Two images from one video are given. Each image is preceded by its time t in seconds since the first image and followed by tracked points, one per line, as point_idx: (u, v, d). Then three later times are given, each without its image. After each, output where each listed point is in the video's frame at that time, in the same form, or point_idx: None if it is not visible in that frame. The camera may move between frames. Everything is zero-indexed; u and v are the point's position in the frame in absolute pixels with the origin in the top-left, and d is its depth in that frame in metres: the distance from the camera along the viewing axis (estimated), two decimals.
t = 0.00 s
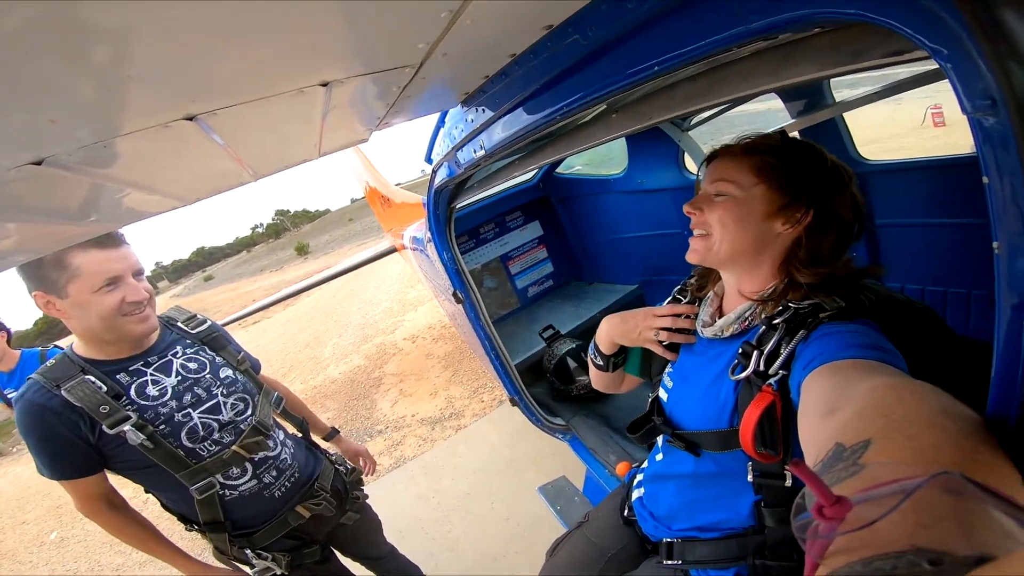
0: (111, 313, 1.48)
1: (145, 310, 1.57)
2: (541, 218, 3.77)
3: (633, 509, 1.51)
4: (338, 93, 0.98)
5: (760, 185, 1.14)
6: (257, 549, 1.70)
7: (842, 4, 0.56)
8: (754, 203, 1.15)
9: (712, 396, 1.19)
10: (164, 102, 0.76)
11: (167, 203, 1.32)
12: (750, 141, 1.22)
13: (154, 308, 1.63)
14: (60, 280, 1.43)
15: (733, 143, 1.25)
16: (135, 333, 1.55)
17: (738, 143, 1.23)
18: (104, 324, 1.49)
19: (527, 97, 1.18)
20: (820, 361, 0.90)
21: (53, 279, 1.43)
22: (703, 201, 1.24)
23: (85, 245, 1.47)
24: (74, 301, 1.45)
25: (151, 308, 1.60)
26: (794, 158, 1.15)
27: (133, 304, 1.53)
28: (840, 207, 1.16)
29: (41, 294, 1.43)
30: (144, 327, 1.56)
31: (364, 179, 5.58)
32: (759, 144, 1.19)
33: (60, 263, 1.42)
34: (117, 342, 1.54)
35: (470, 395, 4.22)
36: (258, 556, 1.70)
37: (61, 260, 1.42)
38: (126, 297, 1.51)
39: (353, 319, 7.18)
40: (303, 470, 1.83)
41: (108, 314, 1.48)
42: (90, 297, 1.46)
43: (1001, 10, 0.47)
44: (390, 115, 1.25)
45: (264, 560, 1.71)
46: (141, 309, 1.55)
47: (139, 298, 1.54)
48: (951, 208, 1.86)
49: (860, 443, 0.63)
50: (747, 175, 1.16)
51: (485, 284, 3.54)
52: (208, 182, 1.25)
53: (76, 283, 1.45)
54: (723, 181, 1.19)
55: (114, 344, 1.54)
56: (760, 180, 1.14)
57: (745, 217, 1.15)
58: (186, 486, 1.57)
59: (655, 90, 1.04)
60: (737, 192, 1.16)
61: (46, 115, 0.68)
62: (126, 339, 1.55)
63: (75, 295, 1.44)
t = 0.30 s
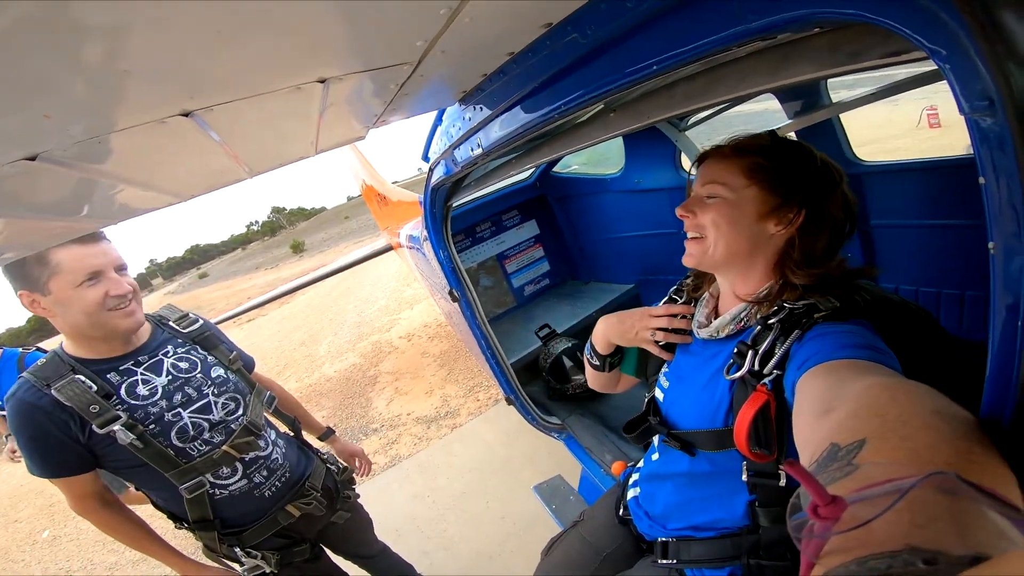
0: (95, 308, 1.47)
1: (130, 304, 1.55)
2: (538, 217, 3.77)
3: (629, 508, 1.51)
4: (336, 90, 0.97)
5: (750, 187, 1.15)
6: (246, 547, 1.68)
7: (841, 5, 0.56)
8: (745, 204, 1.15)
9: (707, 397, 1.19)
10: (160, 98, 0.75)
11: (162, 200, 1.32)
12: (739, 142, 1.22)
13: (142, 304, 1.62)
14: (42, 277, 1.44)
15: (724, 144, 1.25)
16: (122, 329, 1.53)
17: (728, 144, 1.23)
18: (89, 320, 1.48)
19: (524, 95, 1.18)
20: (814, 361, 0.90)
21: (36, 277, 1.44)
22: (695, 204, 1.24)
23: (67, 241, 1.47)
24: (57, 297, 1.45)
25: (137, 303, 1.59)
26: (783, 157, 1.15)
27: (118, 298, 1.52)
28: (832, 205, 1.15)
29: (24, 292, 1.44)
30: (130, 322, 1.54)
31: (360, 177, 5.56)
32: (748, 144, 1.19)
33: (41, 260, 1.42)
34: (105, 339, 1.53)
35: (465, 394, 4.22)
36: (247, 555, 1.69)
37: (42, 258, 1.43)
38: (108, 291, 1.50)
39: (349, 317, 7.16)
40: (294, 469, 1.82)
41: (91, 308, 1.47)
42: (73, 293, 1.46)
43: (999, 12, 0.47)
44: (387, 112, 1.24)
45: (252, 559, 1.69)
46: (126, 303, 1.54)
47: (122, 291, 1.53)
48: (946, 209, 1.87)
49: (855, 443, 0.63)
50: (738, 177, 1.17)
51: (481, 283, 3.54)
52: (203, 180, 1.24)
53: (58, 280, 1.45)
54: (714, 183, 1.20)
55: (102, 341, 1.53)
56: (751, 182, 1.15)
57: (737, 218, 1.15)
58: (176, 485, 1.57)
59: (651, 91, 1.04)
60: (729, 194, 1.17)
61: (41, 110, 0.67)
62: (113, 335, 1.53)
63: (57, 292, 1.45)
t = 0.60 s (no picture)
0: (85, 305, 1.46)
1: (120, 301, 1.54)
2: (535, 214, 3.76)
3: (623, 506, 1.51)
4: (335, 84, 0.96)
5: (744, 187, 1.15)
6: (236, 543, 1.68)
7: (844, 5, 0.56)
8: (739, 205, 1.15)
9: (702, 395, 1.19)
10: (155, 91, 0.74)
11: (157, 193, 1.30)
12: (731, 141, 1.22)
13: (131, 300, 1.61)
14: (31, 273, 1.42)
15: (715, 144, 1.25)
16: (112, 325, 1.53)
17: (720, 143, 1.23)
18: (78, 317, 1.47)
19: (522, 93, 1.18)
20: (809, 360, 0.90)
21: (24, 273, 1.42)
22: (689, 205, 1.23)
23: (55, 237, 1.46)
24: (46, 294, 1.43)
25: (127, 300, 1.58)
26: (775, 156, 1.15)
27: (108, 295, 1.51)
28: (824, 203, 1.16)
29: (13, 288, 1.42)
30: (120, 318, 1.54)
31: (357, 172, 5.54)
32: (740, 143, 1.19)
33: (30, 256, 1.41)
34: (95, 335, 1.52)
35: (460, 391, 4.22)
36: (238, 551, 1.69)
37: (30, 255, 1.41)
38: (99, 288, 1.49)
39: (344, 312, 7.15)
40: (286, 466, 1.82)
41: (82, 306, 1.46)
42: (62, 290, 1.44)
43: (1003, 13, 0.47)
44: (385, 107, 1.24)
45: (243, 555, 1.70)
46: (116, 299, 1.53)
47: (112, 287, 1.52)
48: (940, 211, 1.88)
49: (849, 442, 0.64)
50: (731, 177, 1.16)
51: (478, 280, 3.53)
52: (198, 174, 1.23)
53: (47, 277, 1.43)
54: (707, 184, 1.19)
55: (92, 337, 1.52)
56: (745, 181, 1.15)
57: (731, 219, 1.15)
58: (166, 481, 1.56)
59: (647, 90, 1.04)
60: (723, 194, 1.16)
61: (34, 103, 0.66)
62: (102, 331, 1.52)
63: (47, 289, 1.43)
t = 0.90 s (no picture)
0: (76, 295, 1.44)
1: (111, 291, 1.52)
2: (533, 209, 3.75)
3: (616, 502, 1.51)
4: (337, 74, 0.95)
5: (750, 189, 1.13)
6: (226, 537, 1.67)
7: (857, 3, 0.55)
8: (745, 208, 1.13)
9: (697, 394, 1.19)
10: (156, 82, 0.73)
11: (152, 182, 1.28)
12: (733, 139, 1.20)
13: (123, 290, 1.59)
14: (20, 262, 1.39)
15: (716, 141, 1.22)
16: (103, 315, 1.52)
17: (722, 142, 1.20)
18: (69, 307, 1.45)
19: (524, 86, 1.16)
20: (805, 359, 0.90)
21: (12, 263, 1.38)
22: (692, 205, 1.20)
23: (45, 227, 1.42)
24: (37, 284, 1.41)
25: (119, 289, 1.56)
26: (780, 158, 1.14)
27: (98, 285, 1.49)
28: (822, 206, 1.17)
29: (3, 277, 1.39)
30: (111, 308, 1.53)
31: (355, 164, 5.50)
32: (744, 143, 1.17)
33: (21, 246, 1.38)
34: (84, 325, 1.51)
35: (455, 385, 4.22)
36: (228, 544, 1.67)
37: (20, 244, 1.38)
38: (89, 279, 1.46)
39: (340, 305, 7.12)
40: (278, 459, 1.81)
41: (72, 297, 1.44)
42: (52, 280, 1.42)
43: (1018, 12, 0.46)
44: (384, 99, 1.22)
45: (233, 548, 1.67)
46: (107, 289, 1.51)
47: (102, 278, 1.49)
48: (937, 213, 1.88)
49: (847, 441, 0.63)
50: (737, 178, 1.14)
51: (474, 274, 3.52)
52: (194, 163, 1.21)
53: (37, 267, 1.40)
54: (714, 185, 1.16)
55: (82, 327, 1.51)
56: (752, 183, 1.13)
57: (739, 222, 1.13)
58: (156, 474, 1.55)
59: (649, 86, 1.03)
60: (731, 196, 1.14)
61: (30, 90, 0.65)
62: (93, 322, 1.51)
63: (36, 279, 1.40)
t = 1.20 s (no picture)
0: (65, 282, 1.41)
1: (100, 279, 1.49)
2: (531, 203, 3.72)
3: (610, 498, 1.49)
4: (344, 60, 0.91)
5: (760, 190, 1.10)
6: (211, 528, 1.64)
7: None
8: (756, 210, 1.10)
9: (697, 391, 1.17)
10: (154, 59, 0.69)
11: (143, 164, 1.24)
12: (731, 136, 1.15)
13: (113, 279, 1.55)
14: (8, 246, 1.35)
15: (714, 137, 1.16)
16: (91, 304, 1.48)
17: (721, 139, 1.14)
18: (58, 294, 1.42)
19: (530, 74, 1.13)
20: (805, 359, 0.88)
21: None
22: (701, 210, 1.12)
23: (33, 209, 1.39)
24: (24, 268, 1.37)
25: (108, 276, 1.52)
26: (781, 154, 1.12)
27: (88, 273, 1.45)
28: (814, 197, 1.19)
29: None
30: (100, 297, 1.49)
31: (351, 154, 5.45)
32: (746, 140, 1.13)
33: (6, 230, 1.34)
34: (71, 312, 1.47)
35: (448, 378, 4.19)
36: (213, 536, 1.65)
37: (7, 226, 1.35)
38: (79, 266, 1.43)
39: (333, 296, 7.07)
40: (267, 449, 1.78)
41: (61, 283, 1.40)
42: (40, 264, 1.38)
43: None
44: (387, 86, 1.19)
45: (218, 540, 1.66)
46: (97, 277, 1.47)
47: (91, 266, 1.45)
48: (936, 214, 1.88)
49: (861, 439, 0.62)
50: (746, 179, 1.10)
51: (470, 267, 3.49)
52: (186, 146, 1.17)
53: (24, 250, 1.37)
54: (726, 188, 1.10)
55: (68, 314, 1.47)
56: (761, 183, 1.10)
57: (752, 224, 1.10)
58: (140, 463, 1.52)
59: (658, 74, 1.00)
60: (743, 198, 1.09)
61: (24, 63, 0.61)
62: (81, 309, 1.47)
63: (24, 263, 1.37)
